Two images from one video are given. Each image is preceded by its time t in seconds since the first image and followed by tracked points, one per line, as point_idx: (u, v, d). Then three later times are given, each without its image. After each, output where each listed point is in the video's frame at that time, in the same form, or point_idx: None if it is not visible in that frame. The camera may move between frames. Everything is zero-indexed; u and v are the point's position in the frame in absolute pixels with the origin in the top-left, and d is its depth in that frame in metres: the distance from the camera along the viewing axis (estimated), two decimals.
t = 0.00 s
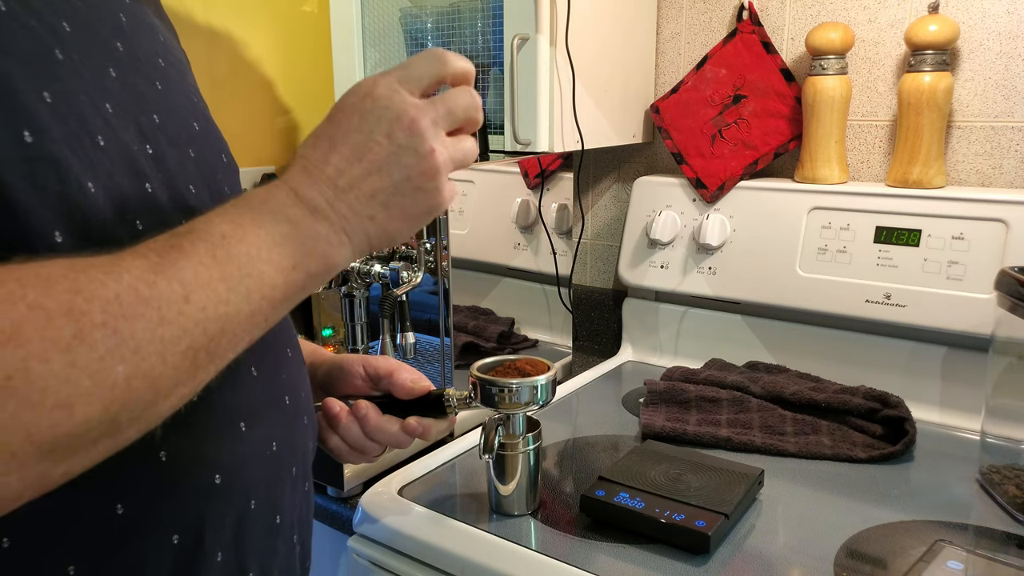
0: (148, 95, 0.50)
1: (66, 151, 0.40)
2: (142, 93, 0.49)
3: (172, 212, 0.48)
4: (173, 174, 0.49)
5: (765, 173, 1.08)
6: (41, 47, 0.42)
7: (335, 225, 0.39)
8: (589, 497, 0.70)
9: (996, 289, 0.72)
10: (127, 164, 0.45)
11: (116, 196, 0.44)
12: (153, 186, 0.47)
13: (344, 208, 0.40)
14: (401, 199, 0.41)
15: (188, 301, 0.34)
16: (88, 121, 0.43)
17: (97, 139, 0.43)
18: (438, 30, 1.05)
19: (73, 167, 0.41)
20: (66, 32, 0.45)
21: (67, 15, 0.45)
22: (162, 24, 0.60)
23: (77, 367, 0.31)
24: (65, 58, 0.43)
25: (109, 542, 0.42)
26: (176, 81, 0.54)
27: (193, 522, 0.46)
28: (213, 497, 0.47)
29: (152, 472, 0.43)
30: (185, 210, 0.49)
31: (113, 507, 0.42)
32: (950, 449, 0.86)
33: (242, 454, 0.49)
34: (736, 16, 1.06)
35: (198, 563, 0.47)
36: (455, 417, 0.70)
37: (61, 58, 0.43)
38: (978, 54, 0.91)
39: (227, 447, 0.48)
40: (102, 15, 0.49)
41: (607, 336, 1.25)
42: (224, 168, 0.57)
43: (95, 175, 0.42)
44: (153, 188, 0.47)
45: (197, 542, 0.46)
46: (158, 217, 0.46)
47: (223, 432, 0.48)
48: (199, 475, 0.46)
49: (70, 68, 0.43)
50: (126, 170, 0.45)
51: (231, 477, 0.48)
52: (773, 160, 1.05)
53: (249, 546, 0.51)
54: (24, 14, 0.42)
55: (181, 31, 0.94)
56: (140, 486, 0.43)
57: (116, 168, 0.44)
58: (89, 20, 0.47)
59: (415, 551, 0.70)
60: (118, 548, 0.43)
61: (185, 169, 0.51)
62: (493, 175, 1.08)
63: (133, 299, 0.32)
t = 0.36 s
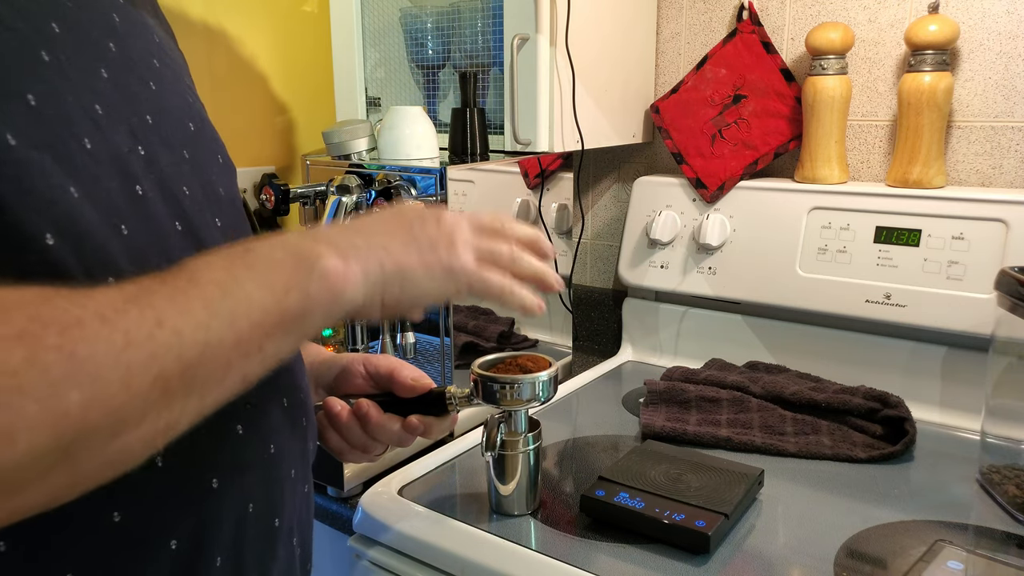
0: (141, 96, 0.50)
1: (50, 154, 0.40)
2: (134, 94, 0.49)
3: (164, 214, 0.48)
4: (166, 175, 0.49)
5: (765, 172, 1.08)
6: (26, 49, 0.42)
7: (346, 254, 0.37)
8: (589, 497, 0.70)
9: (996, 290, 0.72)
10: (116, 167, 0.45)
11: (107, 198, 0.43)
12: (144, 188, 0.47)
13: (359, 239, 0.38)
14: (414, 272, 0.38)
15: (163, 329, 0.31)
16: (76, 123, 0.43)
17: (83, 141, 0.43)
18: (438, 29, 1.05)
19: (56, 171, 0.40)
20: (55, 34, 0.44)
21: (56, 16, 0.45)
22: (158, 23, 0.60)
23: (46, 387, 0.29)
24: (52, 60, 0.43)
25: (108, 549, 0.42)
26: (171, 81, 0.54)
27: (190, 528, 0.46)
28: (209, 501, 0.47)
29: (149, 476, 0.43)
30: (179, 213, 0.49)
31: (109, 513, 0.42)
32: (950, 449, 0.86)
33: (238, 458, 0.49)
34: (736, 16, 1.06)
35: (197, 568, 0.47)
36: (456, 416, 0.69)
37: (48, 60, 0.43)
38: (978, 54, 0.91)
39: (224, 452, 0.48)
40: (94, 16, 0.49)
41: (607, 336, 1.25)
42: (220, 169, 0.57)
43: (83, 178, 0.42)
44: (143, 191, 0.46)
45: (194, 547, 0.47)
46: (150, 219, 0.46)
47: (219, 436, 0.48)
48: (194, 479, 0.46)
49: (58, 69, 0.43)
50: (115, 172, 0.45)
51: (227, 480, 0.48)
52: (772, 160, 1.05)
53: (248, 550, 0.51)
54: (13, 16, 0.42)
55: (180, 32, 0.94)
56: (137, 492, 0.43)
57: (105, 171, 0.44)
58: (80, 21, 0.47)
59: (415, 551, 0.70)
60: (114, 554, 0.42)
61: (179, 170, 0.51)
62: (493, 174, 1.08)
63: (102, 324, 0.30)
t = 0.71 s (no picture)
0: (140, 97, 0.49)
1: (45, 159, 0.40)
2: (134, 96, 0.49)
3: (163, 218, 0.47)
4: (165, 177, 0.49)
5: (766, 172, 1.08)
6: (23, 50, 0.41)
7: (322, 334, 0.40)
8: (590, 498, 0.70)
9: (998, 290, 0.71)
10: (115, 170, 0.44)
11: (106, 202, 0.43)
12: (143, 191, 0.46)
13: (346, 315, 0.41)
14: (387, 353, 0.42)
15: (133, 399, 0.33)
16: (73, 126, 0.42)
17: (82, 144, 0.42)
18: (437, 30, 1.05)
19: (51, 174, 0.40)
20: (53, 35, 0.44)
21: (54, 17, 0.44)
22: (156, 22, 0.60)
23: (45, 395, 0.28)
24: (49, 62, 0.43)
25: (106, 557, 0.42)
26: (170, 81, 0.54)
27: (190, 535, 0.45)
28: (209, 508, 0.46)
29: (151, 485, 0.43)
30: (179, 215, 0.49)
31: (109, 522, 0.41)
32: (950, 449, 0.86)
33: (238, 464, 0.48)
34: (737, 16, 1.06)
35: None
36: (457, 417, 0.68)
37: (45, 62, 0.42)
38: (979, 54, 0.91)
39: (224, 458, 0.48)
40: (93, 14, 0.48)
41: (607, 336, 1.24)
42: (220, 169, 0.56)
43: (80, 182, 0.42)
44: (142, 193, 0.46)
45: (195, 554, 0.46)
46: (149, 223, 0.46)
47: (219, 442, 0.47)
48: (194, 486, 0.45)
49: (55, 72, 0.43)
50: (114, 175, 0.44)
51: (226, 486, 0.48)
52: (773, 160, 1.04)
53: (248, 556, 0.50)
54: (7, 17, 0.41)
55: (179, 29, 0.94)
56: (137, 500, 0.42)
57: (103, 174, 0.43)
58: (78, 20, 0.46)
59: (413, 552, 0.70)
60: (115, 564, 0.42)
61: (178, 171, 0.50)
62: (494, 174, 1.08)
63: (60, 396, 0.32)
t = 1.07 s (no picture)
0: (134, 93, 0.49)
1: (39, 149, 0.40)
2: (127, 91, 0.49)
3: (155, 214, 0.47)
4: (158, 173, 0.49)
5: (765, 172, 1.08)
6: (17, 43, 0.41)
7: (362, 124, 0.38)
8: (589, 497, 0.70)
9: (996, 290, 0.72)
10: (108, 165, 0.44)
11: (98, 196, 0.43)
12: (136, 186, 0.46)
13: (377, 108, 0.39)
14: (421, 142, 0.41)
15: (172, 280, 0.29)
16: (66, 119, 0.42)
17: (75, 137, 0.43)
18: (437, 30, 1.06)
19: (42, 167, 0.40)
20: (44, 28, 0.44)
21: (47, 12, 0.45)
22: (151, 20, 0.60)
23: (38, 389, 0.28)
24: (42, 54, 0.43)
25: (96, 553, 0.42)
26: (163, 79, 0.54)
27: (184, 533, 0.46)
28: (204, 506, 0.47)
29: (144, 482, 0.43)
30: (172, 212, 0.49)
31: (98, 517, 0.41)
32: (950, 449, 0.86)
33: (233, 463, 0.49)
34: (736, 16, 1.06)
35: (188, 575, 0.46)
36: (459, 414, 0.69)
37: (38, 54, 0.43)
38: (978, 54, 0.91)
39: (220, 457, 0.48)
40: (86, 11, 0.49)
41: (607, 336, 1.25)
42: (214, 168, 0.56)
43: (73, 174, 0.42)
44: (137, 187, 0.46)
45: (188, 553, 0.46)
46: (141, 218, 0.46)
47: (215, 441, 0.48)
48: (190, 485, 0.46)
49: (48, 65, 0.43)
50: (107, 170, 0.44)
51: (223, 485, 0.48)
52: (773, 160, 1.05)
53: (243, 555, 0.50)
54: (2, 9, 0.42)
55: (176, 28, 0.94)
56: (128, 497, 0.42)
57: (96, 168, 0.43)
58: (70, 16, 0.47)
59: (414, 551, 0.70)
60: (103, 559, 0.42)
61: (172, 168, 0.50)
62: (494, 174, 1.07)
63: (143, 222, 0.29)
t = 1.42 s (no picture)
0: (130, 100, 0.49)
1: (36, 154, 0.40)
2: (123, 98, 0.49)
3: (149, 222, 0.47)
4: (153, 181, 0.49)
5: (765, 172, 1.08)
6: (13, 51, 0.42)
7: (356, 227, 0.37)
8: (589, 497, 0.70)
9: (996, 290, 0.72)
10: (103, 173, 0.44)
11: (94, 204, 0.43)
12: (130, 194, 0.46)
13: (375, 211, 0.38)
14: (419, 248, 0.38)
15: (151, 341, 0.30)
16: (63, 126, 0.42)
17: (71, 144, 0.43)
18: (437, 30, 1.06)
19: (43, 173, 0.40)
20: (41, 35, 0.44)
21: (43, 17, 0.45)
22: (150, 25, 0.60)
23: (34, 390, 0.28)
24: (37, 62, 0.43)
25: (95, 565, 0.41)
26: (160, 84, 0.54)
27: (179, 540, 0.45)
28: (198, 513, 0.46)
29: (139, 490, 0.43)
30: (166, 220, 0.49)
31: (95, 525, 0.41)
32: (950, 449, 0.86)
33: (227, 469, 0.49)
34: (736, 16, 1.06)
35: None
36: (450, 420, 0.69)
37: (34, 62, 0.43)
38: (979, 54, 0.91)
39: (214, 463, 0.48)
40: (82, 17, 0.49)
41: (607, 336, 1.25)
42: (212, 174, 0.56)
43: (71, 181, 0.42)
44: (131, 195, 0.46)
45: (183, 559, 0.46)
46: (135, 227, 0.46)
47: (210, 447, 0.47)
48: (184, 491, 0.46)
49: (44, 73, 0.43)
50: (102, 177, 0.44)
51: (217, 491, 0.48)
52: (772, 160, 1.05)
53: (236, 561, 0.50)
54: None
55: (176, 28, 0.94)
56: (126, 504, 0.42)
57: (92, 175, 0.43)
58: (67, 22, 0.47)
59: (415, 551, 0.70)
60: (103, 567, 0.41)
61: (167, 175, 0.50)
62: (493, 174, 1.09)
63: (98, 312, 0.29)
